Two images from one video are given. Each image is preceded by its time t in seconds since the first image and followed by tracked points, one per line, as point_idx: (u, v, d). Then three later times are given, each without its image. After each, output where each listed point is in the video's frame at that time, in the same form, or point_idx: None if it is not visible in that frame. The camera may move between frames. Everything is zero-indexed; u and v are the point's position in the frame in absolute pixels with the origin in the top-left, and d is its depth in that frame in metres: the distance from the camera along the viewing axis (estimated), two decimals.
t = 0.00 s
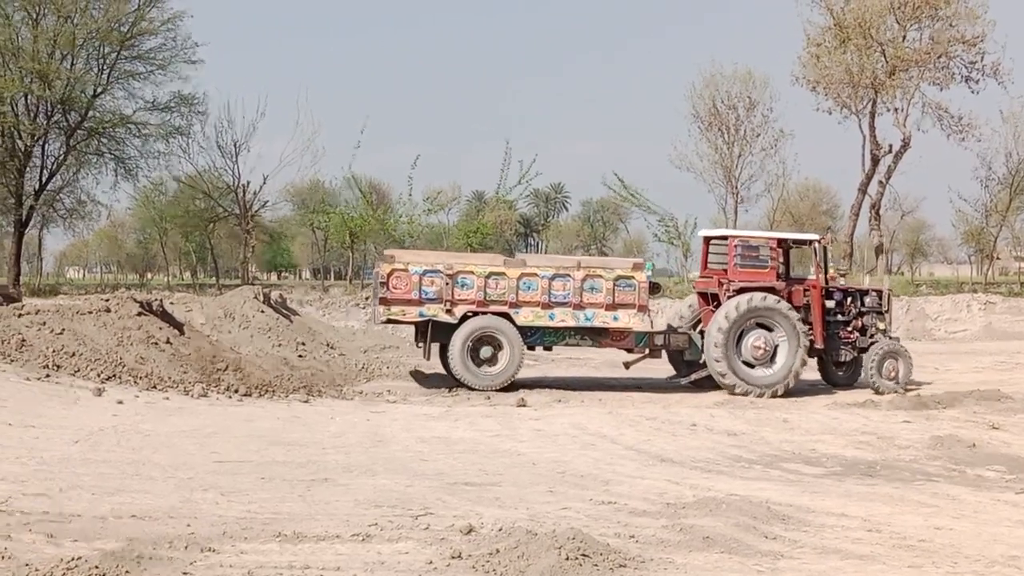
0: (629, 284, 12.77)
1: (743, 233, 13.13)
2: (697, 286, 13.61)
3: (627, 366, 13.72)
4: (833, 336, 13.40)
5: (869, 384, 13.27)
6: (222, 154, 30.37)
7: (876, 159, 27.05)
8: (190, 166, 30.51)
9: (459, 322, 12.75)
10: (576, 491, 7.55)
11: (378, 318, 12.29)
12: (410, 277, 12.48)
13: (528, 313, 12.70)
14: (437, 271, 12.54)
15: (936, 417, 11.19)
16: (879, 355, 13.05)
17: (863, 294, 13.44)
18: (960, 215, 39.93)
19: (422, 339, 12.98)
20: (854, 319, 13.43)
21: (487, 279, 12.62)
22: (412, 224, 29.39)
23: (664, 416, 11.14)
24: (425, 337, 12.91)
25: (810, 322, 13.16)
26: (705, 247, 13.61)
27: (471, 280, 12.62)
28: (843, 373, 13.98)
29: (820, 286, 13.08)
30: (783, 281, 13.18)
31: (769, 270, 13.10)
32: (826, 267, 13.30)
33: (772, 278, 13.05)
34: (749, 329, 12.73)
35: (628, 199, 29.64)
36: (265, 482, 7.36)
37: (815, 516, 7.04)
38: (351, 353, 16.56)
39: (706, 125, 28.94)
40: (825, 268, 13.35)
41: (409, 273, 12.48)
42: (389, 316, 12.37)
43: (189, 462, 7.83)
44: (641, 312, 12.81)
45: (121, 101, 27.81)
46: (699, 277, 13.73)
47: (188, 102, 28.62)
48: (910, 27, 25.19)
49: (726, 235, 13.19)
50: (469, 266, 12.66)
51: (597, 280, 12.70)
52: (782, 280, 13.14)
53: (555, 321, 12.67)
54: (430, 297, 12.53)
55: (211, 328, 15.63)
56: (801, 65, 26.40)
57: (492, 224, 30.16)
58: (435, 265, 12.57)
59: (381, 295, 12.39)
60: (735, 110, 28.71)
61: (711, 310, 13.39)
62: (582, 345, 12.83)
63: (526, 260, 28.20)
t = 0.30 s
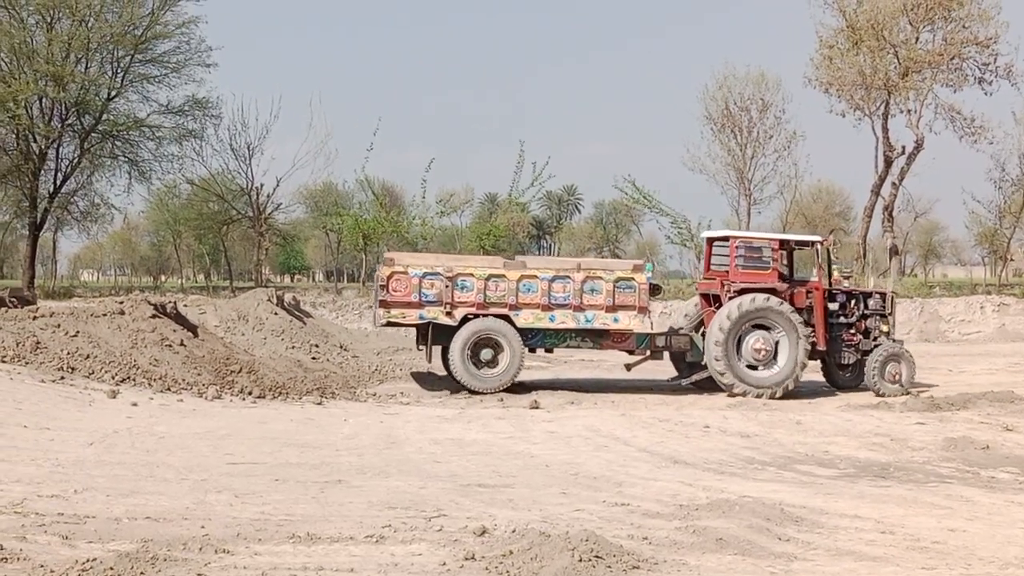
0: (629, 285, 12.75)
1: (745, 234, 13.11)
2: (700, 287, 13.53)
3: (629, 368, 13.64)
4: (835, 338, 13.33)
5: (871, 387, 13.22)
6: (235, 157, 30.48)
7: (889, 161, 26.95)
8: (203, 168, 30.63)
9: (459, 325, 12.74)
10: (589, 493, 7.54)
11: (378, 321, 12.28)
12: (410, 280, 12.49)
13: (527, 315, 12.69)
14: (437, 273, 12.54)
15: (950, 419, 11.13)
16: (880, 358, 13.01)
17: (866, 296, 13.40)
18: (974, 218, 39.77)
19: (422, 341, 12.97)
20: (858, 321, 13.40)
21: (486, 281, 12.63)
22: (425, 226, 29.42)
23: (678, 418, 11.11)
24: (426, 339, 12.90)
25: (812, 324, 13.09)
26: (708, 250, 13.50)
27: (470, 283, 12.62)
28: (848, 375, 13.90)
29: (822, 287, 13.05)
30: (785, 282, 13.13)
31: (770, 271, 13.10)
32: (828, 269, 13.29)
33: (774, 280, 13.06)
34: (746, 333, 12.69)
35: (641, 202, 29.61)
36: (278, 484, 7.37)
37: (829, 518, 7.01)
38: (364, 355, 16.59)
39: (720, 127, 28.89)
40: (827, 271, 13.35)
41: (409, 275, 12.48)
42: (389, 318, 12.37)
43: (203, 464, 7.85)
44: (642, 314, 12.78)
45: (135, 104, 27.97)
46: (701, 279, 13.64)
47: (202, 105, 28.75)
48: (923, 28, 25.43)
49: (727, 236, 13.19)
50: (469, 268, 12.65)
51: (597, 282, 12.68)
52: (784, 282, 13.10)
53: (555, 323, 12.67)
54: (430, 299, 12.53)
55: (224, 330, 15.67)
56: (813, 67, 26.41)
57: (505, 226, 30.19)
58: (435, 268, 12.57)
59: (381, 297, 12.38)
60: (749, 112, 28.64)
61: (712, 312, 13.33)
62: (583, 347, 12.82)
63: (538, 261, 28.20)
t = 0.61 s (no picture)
0: (627, 288, 12.67)
1: (746, 234, 13.07)
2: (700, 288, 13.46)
3: (629, 370, 13.63)
4: (837, 339, 13.28)
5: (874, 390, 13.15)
6: (248, 159, 30.57)
7: (903, 162, 26.82)
8: (216, 170, 30.74)
9: (457, 327, 12.77)
10: (602, 494, 7.53)
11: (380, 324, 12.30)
12: (407, 283, 12.51)
13: (525, 318, 12.67)
14: (435, 277, 12.57)
15: (965, 420, 11.06)
16: (881, 360, 12.92)
17: (868, 297, 13.33)
18: (988, 218, 39.56)
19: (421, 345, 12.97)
20: (859, 322, 13.33)
21: (484, 285, 12.64)
22: (437, 227, 29.47)
23: (690, 419, 11.09)
24: (424, 342, 12.89)
25: (813, 325, 13.09)
26: (709, 250, 13.42)
27: (468, 286, 12.64)
28: (850, 376, 13.81)
29: (823, 288, 13.05)
30: (785, 283, 13.11)
31: (771, 272, 13.08)
32: (830, 268, 13.25)
33: (774, 280, 13.04)
34: (741, 338, 12.69)
35: (653, 203, 29.54)
36: (291, 485, 7.39)
37: (842, 519, 6.97)
38: (377, 357, 16.62)
39: (732, 128, 28.81)
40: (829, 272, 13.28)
41: (407, 279, 12.50)
42: (386, 322, 12.40)
43: (216, 466, 7.87)
44: (640, 316, 12.73)
45: (148, 106, 28.10)
46: (702, 279, 13.56)
47: (215, 107, 28.85)
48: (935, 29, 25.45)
49: (727, 236, 13.14)
50: (466, 272, 12.66)
51: (595, 284, 12.66)
52: (784, 282, 13.08)
53: (553, 326, 12.64)
54: (428, 302, 12.55)
55: (237, 332, 15.72)
56: (826, 67, 26.34)
57: (517, 227, 30.18)
58: (433, 271, 12.60)
59: (379, 301, 12.41)
60: (761, 113, 28.55)
61: (712, 312, 13.33)
62: (582, 349, 12.84)
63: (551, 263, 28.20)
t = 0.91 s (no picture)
0: (626, 290, 12.65)
1: (747, 235, 13.05)
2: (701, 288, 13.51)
3: (629, 370, 13.58)
4: (838, 340, 13.25)
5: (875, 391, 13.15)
6: (262, 161, 30.66)
7: (917, 162, 26.68)
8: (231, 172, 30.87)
9: (456, 331, 12.75)
10: (615, 495, 7.51)
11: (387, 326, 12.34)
12: (405, 288, 12.49)
13: (524, 321, 12.68)
14: (433, 281, 12.54)
15: (980, 420, 10.99)
16: (882, 360, 12.93)
17: (871, 298, 13.29)
18: (1004, 219, 39.31)
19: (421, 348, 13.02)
20: (862, 323, 13.27)
21: (483, 288, 12.61)
22: (451, 229, 29.50)
23: (704, 420, 11.06)
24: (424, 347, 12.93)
25: (814, 325, 13.02)
26: (709, 250, 13.46)
27: (467, 290, 12.61)
28: (854, 378, 13.69)
29: (824, 288, 12.98)
30: (787, 283, 13.11)
31: (771, 272, 13.10)
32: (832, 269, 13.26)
33: (774, 280, 13.05)
34: (739, 344, 12.67)
35: (666, 204, 29.45)
36: (306, 485, 7.41)
37: (857, 520, 6.93)
38: (391, 358, 16.64)
39: (746, 129, 28.72)
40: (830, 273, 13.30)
41: (405, 284, 12.49)
42: (385, 327, 12.38)
43: (230, 466, 7.90)
44: (639, 319, 12.70)
45: (162, 108, 28.26)
46: (704, 280, 13.62)
47: (229, 110, 28.96)
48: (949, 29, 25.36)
49: (726, 236, 13.14)
50: (465, 276, 12.64)
51: (594, 287, 12.64)
52: (785, 283, 13.10)
53: (552, 329, 12.63)
54: (426, 307, 12.54)
55: (251, 333, 15.78)
56: (840, 67, 26.26)
57: (530, 228, 30.15)
58: (431, 276, 12.58)
59: (377, 306, 12.39)
60: (775, 113, 28.46)
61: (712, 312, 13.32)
62: (582, 351, 12.85)
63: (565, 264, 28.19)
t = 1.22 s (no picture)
0: (630, 292, 12.70)
1: (752, 235, 13.14)
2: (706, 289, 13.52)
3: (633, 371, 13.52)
4: (843, 340, 13.20)
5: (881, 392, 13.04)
6: (279, 162, 30.77)
7: (935, 162, 26.50)
8: (248, 174, 31.01)
9: (459, 334, 12.75)
10: (633, 495, 7.48)
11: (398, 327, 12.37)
12: (408, 290, 12.51)
13: (527, 323, 12.67)
14: (436, 284, 12.55)
15: (1000, 421, 10.88)
16: (885, 361, 12.83)
17: (876, 298, 13.21)
18: None
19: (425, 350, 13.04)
20: (867, 323, 13.20)
21: (485, 291, 12.61)
22: (467, 230, 29.51)
23: (721, 421, 11.00)
24: (427, 349, 12.93)
25: (819, 325, 13.00)
26: (715, 251, 13.52)
27: (469, 293, 12.61)
28: (861, 379, 13.60)
29: (829, 288, 12.98)
30: (791, 283, 13.12)
31: (776, 272, 13.11)
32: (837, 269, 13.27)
33: (778, 280, 13.08)
34: (743, 350, 12.66)
35: (683, 204, 29.34)
36: (324, 486, 7.42)
37: (875, 520, 6.88)
38: (407, 359, 16.66)
39: (762, 129, 28.60)
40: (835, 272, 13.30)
41: (407, 286, 12.50)
42: (387, 329, 12.41)
43: (248, 467, 7.92)
44: (642, 321, 12.72)
45: (180, 109, 28.45)
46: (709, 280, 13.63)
47: (246, 111, 29.10)
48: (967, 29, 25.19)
49: (731, 236, 13.23)
50: (467, 278, 12.66)
51: (597, 289, 12.66)
52: (789, 282, 13.09)
53: (555, 331, 12.63)
54: (429, 309, 12.54)
55: (268, 334, 15.85)
56: (857, 67, 26.14)
57: (547, 229, 30.10)
58: (434, 278, 12.59)
59: (380, 309, 12.43)
60: (792, 113, 28.33)
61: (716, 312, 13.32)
62: (585, 353, 12.83)
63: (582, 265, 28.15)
